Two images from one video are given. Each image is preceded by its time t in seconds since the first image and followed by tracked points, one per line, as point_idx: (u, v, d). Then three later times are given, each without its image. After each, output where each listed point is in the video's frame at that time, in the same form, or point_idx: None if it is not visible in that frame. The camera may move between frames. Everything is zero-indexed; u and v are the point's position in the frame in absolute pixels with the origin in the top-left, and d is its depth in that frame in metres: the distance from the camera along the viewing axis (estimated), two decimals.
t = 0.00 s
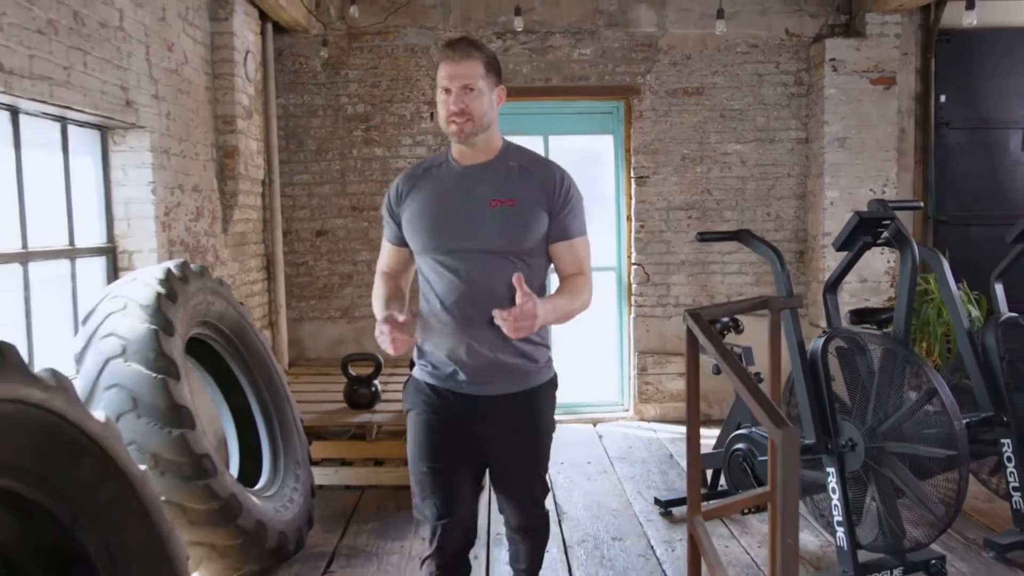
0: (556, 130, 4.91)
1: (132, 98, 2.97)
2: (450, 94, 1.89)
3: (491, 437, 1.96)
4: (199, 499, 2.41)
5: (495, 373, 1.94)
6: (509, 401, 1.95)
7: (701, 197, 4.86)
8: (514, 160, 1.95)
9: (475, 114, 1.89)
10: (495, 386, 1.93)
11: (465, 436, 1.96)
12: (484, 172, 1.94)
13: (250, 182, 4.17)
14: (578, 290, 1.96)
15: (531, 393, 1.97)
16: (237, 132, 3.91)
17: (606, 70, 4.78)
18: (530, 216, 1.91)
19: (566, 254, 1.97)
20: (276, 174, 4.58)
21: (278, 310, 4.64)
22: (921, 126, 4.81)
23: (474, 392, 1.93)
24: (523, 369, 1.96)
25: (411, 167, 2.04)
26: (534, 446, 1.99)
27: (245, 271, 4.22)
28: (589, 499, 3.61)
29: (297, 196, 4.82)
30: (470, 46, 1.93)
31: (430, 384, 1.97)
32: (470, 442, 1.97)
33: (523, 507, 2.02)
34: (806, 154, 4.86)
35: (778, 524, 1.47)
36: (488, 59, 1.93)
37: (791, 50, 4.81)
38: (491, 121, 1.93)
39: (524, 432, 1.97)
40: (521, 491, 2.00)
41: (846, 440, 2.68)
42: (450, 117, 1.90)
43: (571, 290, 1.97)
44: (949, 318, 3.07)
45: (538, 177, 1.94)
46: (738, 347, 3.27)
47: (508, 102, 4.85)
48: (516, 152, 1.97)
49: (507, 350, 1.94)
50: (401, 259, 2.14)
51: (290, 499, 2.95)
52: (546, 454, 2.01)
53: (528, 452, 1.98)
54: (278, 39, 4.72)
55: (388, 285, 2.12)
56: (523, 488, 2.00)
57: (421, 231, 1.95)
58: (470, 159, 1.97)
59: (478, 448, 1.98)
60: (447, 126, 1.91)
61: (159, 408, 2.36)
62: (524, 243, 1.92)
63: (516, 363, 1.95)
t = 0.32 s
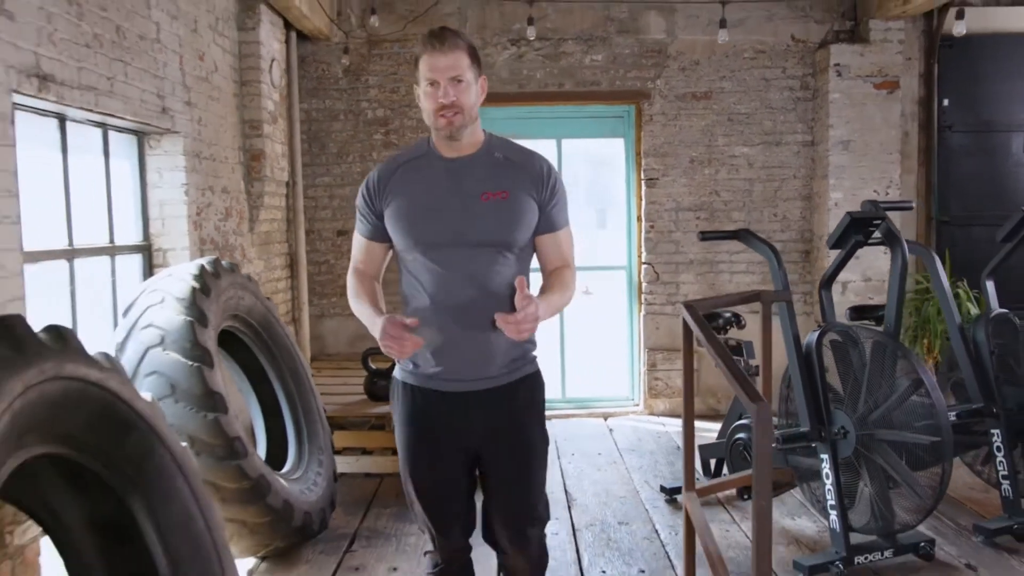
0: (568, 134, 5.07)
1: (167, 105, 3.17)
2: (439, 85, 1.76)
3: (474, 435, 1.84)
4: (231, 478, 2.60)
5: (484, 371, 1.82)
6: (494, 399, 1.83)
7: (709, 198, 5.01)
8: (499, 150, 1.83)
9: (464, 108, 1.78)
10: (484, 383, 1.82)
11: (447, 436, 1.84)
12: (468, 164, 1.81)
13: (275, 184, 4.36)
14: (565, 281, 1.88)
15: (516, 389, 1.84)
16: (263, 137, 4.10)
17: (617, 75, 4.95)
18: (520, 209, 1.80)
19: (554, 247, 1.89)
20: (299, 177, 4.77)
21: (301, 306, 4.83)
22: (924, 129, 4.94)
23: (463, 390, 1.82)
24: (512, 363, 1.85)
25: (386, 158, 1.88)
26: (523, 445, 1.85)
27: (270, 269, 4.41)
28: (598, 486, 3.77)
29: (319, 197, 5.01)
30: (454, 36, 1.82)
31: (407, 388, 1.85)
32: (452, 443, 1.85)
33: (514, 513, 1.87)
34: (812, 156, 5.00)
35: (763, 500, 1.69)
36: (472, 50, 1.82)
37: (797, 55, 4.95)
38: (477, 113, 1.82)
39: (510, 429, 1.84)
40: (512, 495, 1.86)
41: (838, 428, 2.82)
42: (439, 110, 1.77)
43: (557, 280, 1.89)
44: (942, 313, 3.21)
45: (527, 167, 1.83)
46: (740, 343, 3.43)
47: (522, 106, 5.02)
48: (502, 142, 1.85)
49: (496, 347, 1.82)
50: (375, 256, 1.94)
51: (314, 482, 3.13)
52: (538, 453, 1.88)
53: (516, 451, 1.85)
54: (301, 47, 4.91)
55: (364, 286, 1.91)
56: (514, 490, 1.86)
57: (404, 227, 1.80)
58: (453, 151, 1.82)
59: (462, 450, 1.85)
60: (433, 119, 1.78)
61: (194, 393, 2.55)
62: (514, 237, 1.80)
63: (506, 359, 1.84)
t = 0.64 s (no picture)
0: (584, 135, 5.22)
1: (201, 110, 3.35)
2: (455, 95, 1.67)
3: (468, 451, 1.75)
4: (263, 461, 2.77)
5: (481, 394, 1.73)
6: (490, 422, 1.73)
7: (721, 198, 5.14)
8: (508, 164, 1.72)
9: (479, 121, 1.68)
10: (480, 406, 1.73)
11: (441, 452, 1.77)
12: (473, 178, 1.71)
13: (301, 185, 4.54)
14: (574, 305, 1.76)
15: (515, 413, 1.74)
16: (289, 139, 4.27)
17: (631, 78, 5.09)
18: (524, 227, 1.69)
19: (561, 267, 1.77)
20: (323, 178, 4.95)
21: (325, 303, 5.01)
22: (932, 131, 5.05)
23: (460, 413, 1.74)
24: (513, 390, 1.74)
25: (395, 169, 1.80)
26: (520, 464, 1.76)
27: (295, 266, 4.59)
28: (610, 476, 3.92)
29: (343, 197, 5.18)
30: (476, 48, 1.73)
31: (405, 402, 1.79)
32: (446, 458, 1.77)
33: (511, 532, 1.78)
34: (821, 157, 5.12)
35: (760, 480, 1.83)
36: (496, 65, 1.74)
37: (807, 59, 5.07)
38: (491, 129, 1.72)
39: (507, 448, 1.75)
40: (506, 514, 1.78)
41: (839, 417, 2.96)
42: (453, 119, 1.68)
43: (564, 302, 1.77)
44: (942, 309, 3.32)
45: (534, 184, 1.72)
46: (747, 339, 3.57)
47: (539, 109, 5.17)
48: (512, 156, 1.74)
49: (495, 371, 1.72)
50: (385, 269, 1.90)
51: (340, 467, 3.30)
52: (536, 472, 1.78)
53: (511, 469, 1.75)
54: (326, 52, 5.09)
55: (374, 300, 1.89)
56: (508, 509, 1.78)
57: (405, 242, 1.72)
58: (461, 164, 1.73)
59: (456, 465, 1.78)
60: (444, 129, 1.69)
61: (230, 380, 2.72)
62: (518, 257, 1.69)
63: (507, 383, 1.73)
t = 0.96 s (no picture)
0: (599, 135, 5.40)
1: (238, 111, 3.55)
2: (478, 99, 1.78)
3: (465, 458, 1.78)
4: (299, 439, 2.96)
5: (483, 408, 1.77)
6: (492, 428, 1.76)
7: (732, 195, 5.30)
8: (526, 182, 1.78)
9: (501, 126, 1.77)
10: (476, 420, 1.77)
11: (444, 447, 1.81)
12: (488, 194, 1.78)
13: (328, 182, 4.74)
14: (582, 329, 1.70)
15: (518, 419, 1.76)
16: (317, 139, 4.47)
17: (645, 80, 5.26)
18: (530, 244, 1.73)
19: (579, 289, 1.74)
20: (348, 176, 5.14)
21: (350, 296, 5.21)
22: (939, 130, 5.19)
23: (462, 423, 1.78)
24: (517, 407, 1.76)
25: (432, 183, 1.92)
26: (519, 462, 1.75)
27: (322, 260, 4.79)
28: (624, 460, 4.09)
29: (366, 194, 5.38)
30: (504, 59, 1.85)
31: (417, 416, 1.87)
32: (444, 473, 1.81)
33: (511, 532, 1.76)
34: (830, 156, 5.27)
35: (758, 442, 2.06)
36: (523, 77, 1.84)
37: (817, 60, 5.22)
38: (515, 136, 1.80)
39: (507, 443, 1.76)
40: (512, 517, 1.76)
41: (840, 401, 3.12)
42: (477, 122, 1.77)
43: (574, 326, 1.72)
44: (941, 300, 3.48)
45: (547, 202, 1.75)
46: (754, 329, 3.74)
47: (556, 109, 5.35)
48: (533, 174, 1.79)
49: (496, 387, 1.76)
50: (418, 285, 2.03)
51: (368, 448, 3.49)
52: (538, 471, 1.77)
53: (510, 468, 1.76)
54: (351, 55, 5.28)
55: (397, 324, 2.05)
56: (513, 510, 1.76)
57: (424, 251, 1.83)
58: (483, 177, 1.81)
59: (456, 478, 1.80)
60: (468, 134, 1.79)
61: (268, 363, 2.92)
62: (522, 273, 1.73)
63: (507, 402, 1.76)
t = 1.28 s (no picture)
0: (611, 133, 5.58)
1: (268, 109, 3.75)
2: (474, 93, 1.65)
3: (474, 466, 1.65)
4: (330, 417, 3.16)
5: (488, 418, 1.64)
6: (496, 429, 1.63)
7: (741, 191, 5.47)
8: (524, 180, 1.65)
9: (497, 122, 1.64)
10: (480, 430, 1.64)
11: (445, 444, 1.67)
12: (483, 195, 1.65)
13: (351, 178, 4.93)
14: (583, 331, 1.58)
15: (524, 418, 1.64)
16: (341, 136, 4.67)
17: (656, 79, 5.43)
18: (530, 248, 1.60)
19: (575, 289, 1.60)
20: (369, 172, 5.34)
21: (370, 288, 5.40)
22: (941, 128, 5.34)
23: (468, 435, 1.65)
24: (529, 414, 1.64)
25: (421, 182, 1.79)
26: (534, 467, 1.64)
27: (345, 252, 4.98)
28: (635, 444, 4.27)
29: (386, 190, 5.57)
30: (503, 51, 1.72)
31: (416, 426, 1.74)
32: (451, 484, 1.67)
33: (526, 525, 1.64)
34: (835, 153, 5.43)
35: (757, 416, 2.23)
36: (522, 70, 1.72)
37: (822, 60, 5.39)
38: (513, 133, 1.68)
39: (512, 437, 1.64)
40: (529, 525, 1.64)
41: (840, 384, 3.30)
42: (472, 118, 1.64)
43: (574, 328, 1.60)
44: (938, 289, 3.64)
45: (545, 202, 1.62)
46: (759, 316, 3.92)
47: (569, 108, 5.54)
48: (531, 172, 1.66)
49: (497, 393, 1.64)
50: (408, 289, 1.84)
51: (392, 429, 3.68)
52: (553, 476, 1.66)
53: (525, 474, 1.63)
54: (372, 55, 5.48)
55: (391, 324, 1.80)
56: (527, 519, 1.64)
57: (415, 255, 1.70)
58: (477, 177, 1.68)
59: (464, 488, 1.66)
60: (462, 130, 1.66)
61: (300, 346, 3.12)
62: (521, 279, 1.61)
63: (514, 408, 1.64)
